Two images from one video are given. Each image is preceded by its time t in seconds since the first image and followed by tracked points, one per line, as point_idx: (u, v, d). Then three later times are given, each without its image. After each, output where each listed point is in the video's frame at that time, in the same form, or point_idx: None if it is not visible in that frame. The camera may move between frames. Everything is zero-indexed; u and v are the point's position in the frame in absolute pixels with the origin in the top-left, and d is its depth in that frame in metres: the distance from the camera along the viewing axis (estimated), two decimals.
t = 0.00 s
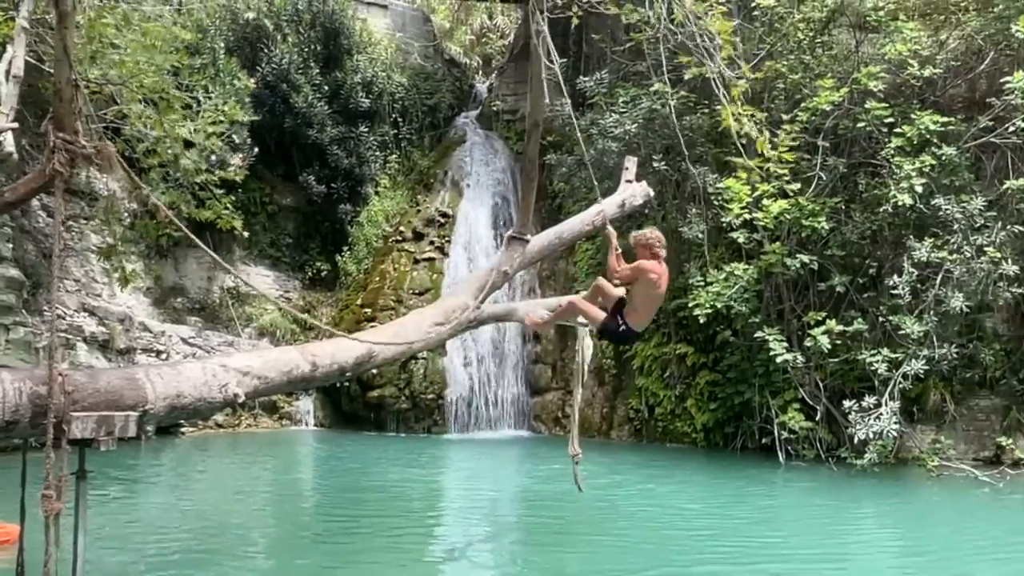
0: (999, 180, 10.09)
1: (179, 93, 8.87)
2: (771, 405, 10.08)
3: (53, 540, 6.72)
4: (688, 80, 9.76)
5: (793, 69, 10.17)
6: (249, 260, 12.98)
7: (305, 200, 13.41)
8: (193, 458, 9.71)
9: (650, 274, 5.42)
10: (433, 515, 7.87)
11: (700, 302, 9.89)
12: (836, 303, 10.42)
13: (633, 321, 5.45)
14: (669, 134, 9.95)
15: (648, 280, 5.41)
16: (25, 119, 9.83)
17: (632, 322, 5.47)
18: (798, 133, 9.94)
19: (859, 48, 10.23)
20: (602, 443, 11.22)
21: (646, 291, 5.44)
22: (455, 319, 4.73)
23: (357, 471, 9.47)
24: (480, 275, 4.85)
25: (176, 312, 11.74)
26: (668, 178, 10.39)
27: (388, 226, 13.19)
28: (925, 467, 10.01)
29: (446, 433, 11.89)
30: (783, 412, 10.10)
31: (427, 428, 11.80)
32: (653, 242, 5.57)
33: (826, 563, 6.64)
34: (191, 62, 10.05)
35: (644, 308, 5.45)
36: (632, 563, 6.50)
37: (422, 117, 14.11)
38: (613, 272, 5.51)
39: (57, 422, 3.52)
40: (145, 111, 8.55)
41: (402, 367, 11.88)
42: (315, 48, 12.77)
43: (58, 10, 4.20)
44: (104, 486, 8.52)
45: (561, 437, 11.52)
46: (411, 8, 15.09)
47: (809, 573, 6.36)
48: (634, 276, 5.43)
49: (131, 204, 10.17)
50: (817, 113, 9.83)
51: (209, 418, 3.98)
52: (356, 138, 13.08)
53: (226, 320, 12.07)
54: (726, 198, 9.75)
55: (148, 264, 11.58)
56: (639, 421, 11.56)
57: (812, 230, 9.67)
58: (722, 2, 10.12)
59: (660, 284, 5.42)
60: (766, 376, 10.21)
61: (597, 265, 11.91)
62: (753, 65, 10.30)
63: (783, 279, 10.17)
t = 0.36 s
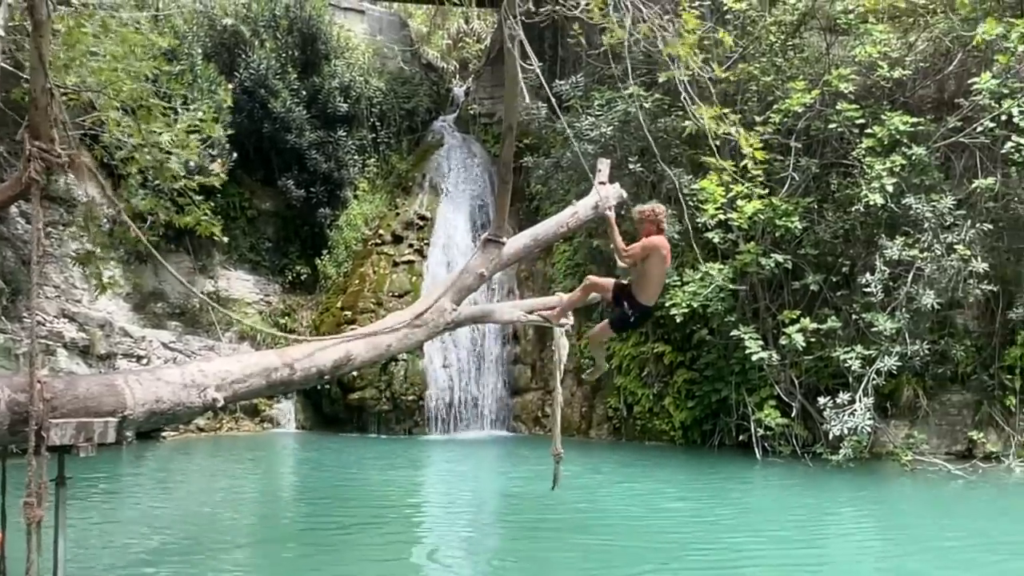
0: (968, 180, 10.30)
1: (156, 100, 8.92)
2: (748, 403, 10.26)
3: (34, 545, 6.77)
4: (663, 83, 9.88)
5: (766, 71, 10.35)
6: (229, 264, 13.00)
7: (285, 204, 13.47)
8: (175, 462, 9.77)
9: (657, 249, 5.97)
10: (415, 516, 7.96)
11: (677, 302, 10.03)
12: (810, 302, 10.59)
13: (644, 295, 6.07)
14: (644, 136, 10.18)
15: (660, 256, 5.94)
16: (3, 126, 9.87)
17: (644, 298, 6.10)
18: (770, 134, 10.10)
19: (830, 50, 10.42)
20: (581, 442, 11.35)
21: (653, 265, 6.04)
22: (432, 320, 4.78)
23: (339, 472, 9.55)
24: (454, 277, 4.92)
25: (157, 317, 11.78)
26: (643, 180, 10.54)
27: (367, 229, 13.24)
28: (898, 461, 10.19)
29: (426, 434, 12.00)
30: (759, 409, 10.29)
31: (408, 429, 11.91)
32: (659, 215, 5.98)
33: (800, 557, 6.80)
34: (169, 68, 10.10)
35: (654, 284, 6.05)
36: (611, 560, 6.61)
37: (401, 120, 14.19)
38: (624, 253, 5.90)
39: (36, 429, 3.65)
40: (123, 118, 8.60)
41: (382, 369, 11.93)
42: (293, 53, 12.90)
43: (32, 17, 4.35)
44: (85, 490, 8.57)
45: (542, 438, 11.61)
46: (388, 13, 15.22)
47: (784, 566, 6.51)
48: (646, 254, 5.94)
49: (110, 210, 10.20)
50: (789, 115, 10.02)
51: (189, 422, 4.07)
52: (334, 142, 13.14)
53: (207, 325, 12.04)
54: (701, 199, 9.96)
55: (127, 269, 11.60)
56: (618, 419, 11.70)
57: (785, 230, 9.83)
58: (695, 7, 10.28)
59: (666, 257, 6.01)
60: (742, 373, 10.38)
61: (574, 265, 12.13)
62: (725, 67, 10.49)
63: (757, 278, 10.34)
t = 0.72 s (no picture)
0: (947, 173, 10.45)
1: (143, 100, 8.98)
2: (733, 395, 10.41)
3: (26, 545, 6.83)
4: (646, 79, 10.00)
5: (747, 67, 10.53)
6: (218, 264, 13.00)
7: (273, 203, 13.55)
8: (166, 461, 9.85)
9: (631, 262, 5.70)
10: (406, 511, 8.05)
11: (662, 296, 10.16)
12: (794, 294, 10.74)
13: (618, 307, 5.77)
14: (627, 132, 10.32)
15: (634, 270, 5.69)
16: None
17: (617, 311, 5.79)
18: (751, 130, 10.34)
19: (810, 46, 10.57)
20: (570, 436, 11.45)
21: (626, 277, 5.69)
22: (422, 317, 4.87)
23: (330, 469, 9.62)
24: (442, 275, 5.03)
25: (146, 317, 11.85)
26: (628, 176, 10.66)
27: (355, 228, 13.31)
28: (882, 451, 10.34)
29: (416, 431, 12.09)
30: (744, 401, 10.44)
31: (397, 426, 11.98)
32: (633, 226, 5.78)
33: (787, 548, 6.89)
34: (155, 70, 10.17)
35: (628, 296, 5.77)
36: (599, 552, 6.71)
37: (386, 119, 14.28)
38: (596, 264, 5.62)
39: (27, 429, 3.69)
40: (110, 119, 8.65)
41: (371, 366, 12.02)
42: (279, 54, 12.96)
43: (19, 21, 4.41)
44: (77, 490, 8.63)
45: (530, 432, 11.74)
46: (373, 13, 15.31)
47: (771, 557, 6.61)
48: (616, 264, 5.68)
49: (98, 211, 10.27)
50: (771, 110, 10.15)
51: (180, 421, 4.17)
52: (321, 142, 13.22)
53: (197, 325, 12.09)
54: (685, 193, 10.01)
55: (115, 269, 11.64)
56: (605, 413, 11.80)
57: (768, 224, 9.96)
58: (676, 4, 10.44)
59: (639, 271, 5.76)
60: (728, 366, 10.55)
61: (560, 261, 12.23)
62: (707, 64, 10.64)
63: (742, 271, 10.46)
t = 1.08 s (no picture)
0: (939, 168, 10.52)
1: (143, 105, 9.10)
2: (729, 389, 10.53)
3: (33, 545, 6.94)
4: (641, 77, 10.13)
5: (739, 66, 10.67)
6: (218, 265, 13.15)
7: (272, 204, 13.65)
8: (168, 460, 9.97)
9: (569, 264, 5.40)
10: (406, 507, 8.16)
11: (658, 293, 10.27)
12: (788, 289, 10.85)
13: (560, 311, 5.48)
14: (622, 130, 10.46)
15: (574, 271, 5.44)
16: None
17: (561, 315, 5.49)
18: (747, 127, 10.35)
19: (802, 44, 10.68)
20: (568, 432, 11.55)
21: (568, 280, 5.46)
22: (420, 316, 4.99)
23: (330, 466, 9.75)
24: (442, 275, 5.10)
25: (148, 318, 11.98)
26: (623, 174, 10.77)
27: (353, 228, 13.45)
28: (877, 444, 10.45)
29: (416, 428, 12.22)
30: (740, 396, 10.56)
31: (398, 423, 12.09)
32: (569, 226, 5.38)
33: (782, 540, 7.00)
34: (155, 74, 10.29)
35: (571, 298, 5.49)
36: (598, 547, 6.82)
37: (384, 120, 14.40)
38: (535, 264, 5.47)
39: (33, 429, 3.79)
40: (111, 122, 8.76)
41: (371, 364, 12.15)
42: (277, 56, 13.07)
43: (21, 27, 4.42)
44: (82, 490, 8.75)
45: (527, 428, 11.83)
46: (369, 14, 15.40)
47: (766, 549, 6.73)
48: (553, 267, 5.43)
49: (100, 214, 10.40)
50: (764, 108, 10.27)
51: (181, 420, 4.31)
52: (319, 143, 13.29)
53: (199, 324, 12.17)
54: (679, 191, 10.11)
55: (118, 271, 11.71)
56: (602, 409, 11.88)
57: (763, 220, 10.08)
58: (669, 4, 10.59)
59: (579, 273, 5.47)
60: (723, 361, 10.66)
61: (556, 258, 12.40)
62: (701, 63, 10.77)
63: (737, 267, 10.58)
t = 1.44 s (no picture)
0: (938, 163, 10.64)
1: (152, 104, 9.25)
2: (732, 383, 10.66)
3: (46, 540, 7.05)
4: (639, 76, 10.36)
5: (740, 62, 10.77)
6: (226, 263, 13.36)
7: (279, 203, 13.80)
8: (178, 455, 10.11)
9: (483, 244, 4.96)
10: (413, 502, 8.26)
11: (660, 288, 10.37)
12: (790, 284, 10.94)
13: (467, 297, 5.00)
14: (624, 126, 10.55)
15: (486, 256, 4.98)
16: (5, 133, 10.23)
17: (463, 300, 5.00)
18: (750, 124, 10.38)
19: (803, 40, 10.75)
20: (572, 426, 11.66)
21: (480, 263, 4.96)
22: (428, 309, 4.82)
23: (338, 459, 9.93)
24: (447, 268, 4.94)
25: (157, 315, 12.14)
26: (625, 171, 10.85)
27: (359, 225, 13.40)
28: (878, 436, 10.54)
29: (422, 422, 12.35)
30: (743, 389, 10.68)
31: (404, 418, 12.24)
32: (484, 208, 5.03)
33: (784, 532, 7.10)
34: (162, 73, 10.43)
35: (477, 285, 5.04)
36: (602, 539, 6.93)
37: (389, 119, 14.58)
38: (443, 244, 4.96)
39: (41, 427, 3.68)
40: (120, 122, 8.89)
41: (377, 360, 12.29)
42: (282, 55, 13.17)
43: (28, 29, 4.52)
44: (93, 485, 8.87)
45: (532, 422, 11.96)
46: (372, 14, 15.75)
47: (767, 541, 6.83)
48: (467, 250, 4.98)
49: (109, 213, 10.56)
50: (765, 104, 10.36)
51: (192, 416, 4.18)
52: (324, 142, 13.49)
53: (207, 322, 12.41)
54: (681, 187, 10.22)
55: (126, 269, 12.04)
56: (606, 403, 12.00)
57: (764, 215, 10.18)
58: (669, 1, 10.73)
59: (491, 255, 5.00)
60: (725, 356, 10.79)
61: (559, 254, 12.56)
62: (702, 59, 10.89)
63: (738, 262, 10.72)
